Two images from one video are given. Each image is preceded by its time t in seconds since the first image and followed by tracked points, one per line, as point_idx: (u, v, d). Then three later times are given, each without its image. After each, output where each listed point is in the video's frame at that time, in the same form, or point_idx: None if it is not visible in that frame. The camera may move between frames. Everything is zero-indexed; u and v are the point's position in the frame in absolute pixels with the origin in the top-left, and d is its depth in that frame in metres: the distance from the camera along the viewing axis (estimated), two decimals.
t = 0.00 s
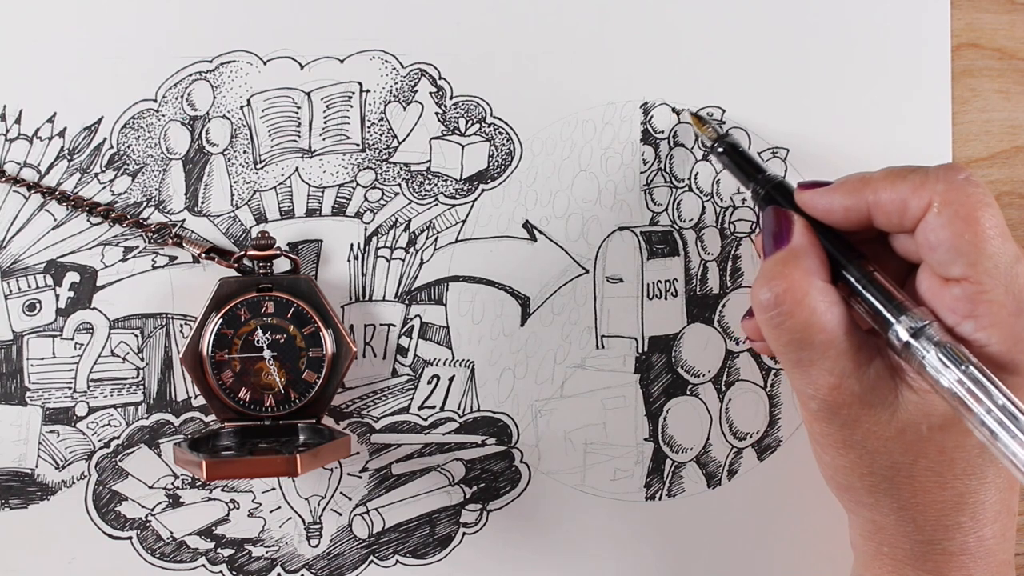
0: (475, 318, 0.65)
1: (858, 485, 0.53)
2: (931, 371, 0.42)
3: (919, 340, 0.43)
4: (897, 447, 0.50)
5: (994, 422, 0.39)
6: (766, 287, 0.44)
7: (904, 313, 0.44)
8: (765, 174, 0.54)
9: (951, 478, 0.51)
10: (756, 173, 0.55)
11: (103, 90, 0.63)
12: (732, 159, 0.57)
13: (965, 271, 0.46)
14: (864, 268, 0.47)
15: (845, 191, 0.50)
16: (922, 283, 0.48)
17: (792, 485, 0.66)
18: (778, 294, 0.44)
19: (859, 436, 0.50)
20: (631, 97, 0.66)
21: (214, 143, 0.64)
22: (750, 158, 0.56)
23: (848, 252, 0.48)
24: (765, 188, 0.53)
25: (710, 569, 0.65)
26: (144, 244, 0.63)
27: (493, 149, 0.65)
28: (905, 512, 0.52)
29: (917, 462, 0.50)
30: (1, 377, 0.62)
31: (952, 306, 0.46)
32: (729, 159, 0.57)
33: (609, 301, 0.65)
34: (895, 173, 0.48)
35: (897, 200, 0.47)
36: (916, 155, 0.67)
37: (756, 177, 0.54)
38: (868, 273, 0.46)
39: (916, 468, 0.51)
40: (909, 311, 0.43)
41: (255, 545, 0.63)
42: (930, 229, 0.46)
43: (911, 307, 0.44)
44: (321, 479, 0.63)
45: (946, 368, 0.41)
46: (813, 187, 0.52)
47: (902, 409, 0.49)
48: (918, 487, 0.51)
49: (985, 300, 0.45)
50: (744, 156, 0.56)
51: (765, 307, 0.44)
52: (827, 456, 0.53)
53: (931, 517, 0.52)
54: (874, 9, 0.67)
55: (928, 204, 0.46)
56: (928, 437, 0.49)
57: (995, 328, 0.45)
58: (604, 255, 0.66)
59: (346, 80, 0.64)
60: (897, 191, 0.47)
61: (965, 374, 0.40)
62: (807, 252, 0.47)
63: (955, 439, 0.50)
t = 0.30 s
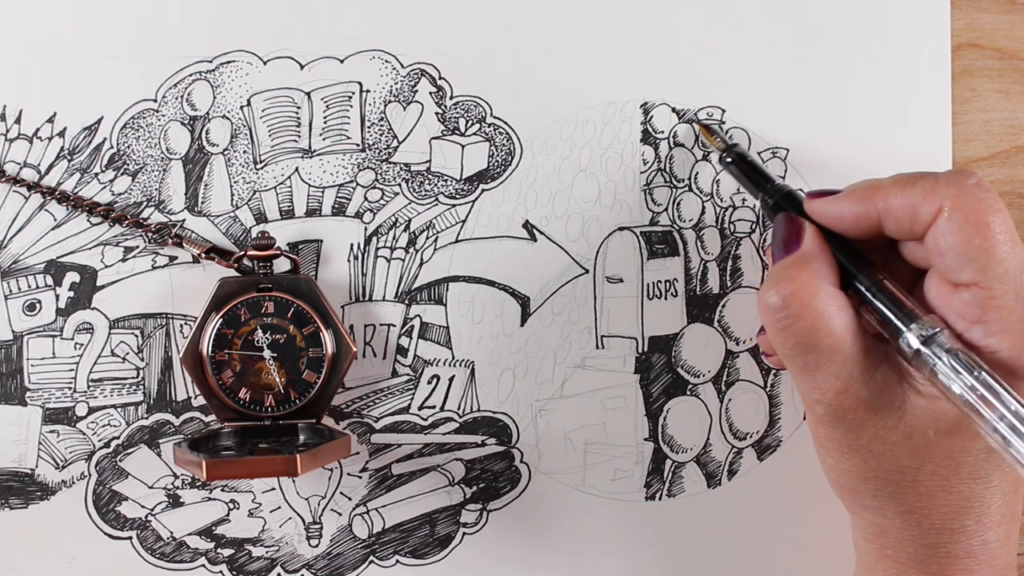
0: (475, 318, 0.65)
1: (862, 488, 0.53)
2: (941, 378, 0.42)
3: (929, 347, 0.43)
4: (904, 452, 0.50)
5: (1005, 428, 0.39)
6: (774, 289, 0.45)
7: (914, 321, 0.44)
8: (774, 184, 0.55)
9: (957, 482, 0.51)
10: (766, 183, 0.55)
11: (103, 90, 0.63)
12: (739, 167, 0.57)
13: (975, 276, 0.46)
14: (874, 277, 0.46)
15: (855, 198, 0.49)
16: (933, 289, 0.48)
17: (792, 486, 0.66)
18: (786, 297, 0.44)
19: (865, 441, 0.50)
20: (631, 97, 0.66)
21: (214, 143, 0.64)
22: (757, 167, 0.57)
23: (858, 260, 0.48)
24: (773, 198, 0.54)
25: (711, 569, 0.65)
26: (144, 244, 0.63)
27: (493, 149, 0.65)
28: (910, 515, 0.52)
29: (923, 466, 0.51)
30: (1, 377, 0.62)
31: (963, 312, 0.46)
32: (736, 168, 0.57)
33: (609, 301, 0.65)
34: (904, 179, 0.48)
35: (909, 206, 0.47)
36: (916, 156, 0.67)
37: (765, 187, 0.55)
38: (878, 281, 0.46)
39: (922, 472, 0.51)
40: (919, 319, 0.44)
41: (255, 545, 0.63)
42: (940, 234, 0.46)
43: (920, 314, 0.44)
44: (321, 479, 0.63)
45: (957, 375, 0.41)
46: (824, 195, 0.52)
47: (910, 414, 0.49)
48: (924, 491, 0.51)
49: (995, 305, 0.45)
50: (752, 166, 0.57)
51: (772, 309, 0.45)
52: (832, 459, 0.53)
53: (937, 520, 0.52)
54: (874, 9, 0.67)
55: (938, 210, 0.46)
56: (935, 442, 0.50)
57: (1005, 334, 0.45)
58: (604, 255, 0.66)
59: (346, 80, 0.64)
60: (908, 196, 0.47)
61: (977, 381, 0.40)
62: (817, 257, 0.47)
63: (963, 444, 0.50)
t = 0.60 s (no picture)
0: (475, 318, 0.65)
1: (892, 506, 0.53)
2: (978, 401, 0.42)
3: (967, 368, 0.43)
4: (936, 470, 0.51)
5: None
6: (815, 300, 0.43)
7: (953, 340, 0.44)
8: (814, 190, 0.54)
9: (987, 504, 0.52)
10: (806, 189, 0.55)
11: (103, 89, 0.63)
12: (779, 171, 0.57)
13: (1016, 298, 0.47)
14: (914, 292, 0.46)
15: (900, 210, 0.49)
16: (975, 306, 0.50)
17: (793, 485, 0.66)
18: (827, 309, 0.43)
19: (898, 459, 0.50)
20: (631, 97, 0.66)
21: (214, 143, 0.64)
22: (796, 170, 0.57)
23: (900, 275, 0.47)
24: (814, 204, 0.53)
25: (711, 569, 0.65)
26: (144, 244, 0.63)
27: (493, 149, 0.65)
28: (939, 534, 0.53)
29: (954, 485, 0.51)
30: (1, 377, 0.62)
31: (1004, 331, 0.48)
32: (777, 172, 0.57)
33: (609, 301, 0.66)
34: (953, 194, 0.48)
35: (956, 223, 0.47)
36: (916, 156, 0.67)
37: (806, 193, 0.54)
38: (917, 297, 0.46)
39: (953, 491, 0.52)
40: (958, 338, 0.44)
41: (255, 545, 0.63)
42: (984, 253, 0.47)
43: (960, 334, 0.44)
44: (321, 479, 0.63)
45: (996, 398, 0.41)
46: (865, 205, 0.51)
47: (944, 434, 0.49)
48: (944, 501, 0.52)
49: None
50: (792, 169, 0.56)
51: (812, 321, 0.43)
52: (862, 474, 0.53)
53: (965, 540, 0.53)
54: (874, 9, 0.67)
55: (985, 228, 0.46)
56: (969, 462, 0.51)
57: None
58: (604, 255, 0.66)
59: (346, 80, 0.64)
60: (956, 212, 0.47)
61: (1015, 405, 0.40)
62: (858, 269, 0.46)
63: (993, 466, 0.51)
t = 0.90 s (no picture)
0: (475, 318, 0.65)
1: (885, 504, 0.53)
2: (966, 398, 0.42)
3: (955, 366, 0.42)
4: (927, 468, 0.51)
5: None
6: (801, 303, 0.45)
7: (939, 339, 0.44)
8: (800, 198, 0.55)
9: (978, 501, 0.52)
10: (791, 198, 0.56)
11: (103, 89, 0.63)
12: (767, 178, 0.58)
13: (1000, 294, 0.46)
14: (900, 292, 0.46)
15: (884, 214, 0.50)
16: (959, 305, 0.49)
17: (792, 485, 0.66)
18: (814, 310, 0.44)
19: (889, 457, 0.50)
20: (631, 97, 0.66)
21: (214, 143, 0.64)
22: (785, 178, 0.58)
23: (885, 276, 0.48)
24: (801, 211, 0.54)
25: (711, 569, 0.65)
26: (144, 244, 0.63)
27: (493, 149, 0.65)
28: (931, 533, 0.53)
29: (945, 483, 0.51)
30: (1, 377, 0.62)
31: (988, 329, 0.47)
32: (764, 180, 0.58)
33: (609, 301, 0.66)
34: (934, 195, 0.48)
35: (938, 223, 0.48)
36: (916, 156, 0.67)
37: (792, 202, 0.55)
38: (903, 297, 0.46)
39: (944, 488, 0.51)
40: (945, 337, 0.44)
41: (255, 545, 0.63)
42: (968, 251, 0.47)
43: (946, 332, 0.44)
44: (321, 479, 0.63)
45: (982, 394, 0.41)
46: (851, 210, 0.52)
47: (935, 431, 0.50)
48: (939, 500, 0.52)
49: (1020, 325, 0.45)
50: (780, 179, 0.58)
51: (800, 322, 0.45)
52: (854, 473, 0.53)
53: (956, 537, 0.53)
54: (875, 10, 0.67)
55: (967, 227, 0.47)
56: (961, 460, 0.50)
57: None
58: (604, 255, 0.66)
59: (346, 80, 0.64)
60: (937, 213, 0.48)
61: (1003, 401, 0.40)
62: (845, 272, 0.47)
63: (986, 463, 0.51)
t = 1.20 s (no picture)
0: (475, 318, 0.65)
1: (902, 520, 0.53)
2: (989, 416, 0.42)
3: (977, 383, 0.43)
4: (947, 485, 0.51)
5: None
6: (826, 316, 0.45)
7: (963, 355, 0.44)
8: (830, 207, 0.56)
9: (995, 519, 0.52)
10: (822, 207, 0.56)
11: (104, 89, 0.63)
12: (797, 187, 0.59)
13: None
14: (926, 307, 0.47)
15: (915, 228, 0.50)
16: (985, 322, 0.51)
17: (791, 485, 0.66)
18: (839, 323, 0.44)
19: (909, 473, 0.50)
20: (631, 97, 0.66)
21: (214, 143, 0.64)
22: (815, 189, 0.58)
23: (912, 290, 0.48)
24: (830, 219, 0.55)
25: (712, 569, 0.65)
26: (144, 244, 0.63)
27: (493, 149, 0.65)
28: (947, 550, 0.53)
29: (961, 499, 0.51)
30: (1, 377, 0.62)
31: (1013, 347, 0.49)
32: (795, 189, 0.59)
33: (609, 302, 0.66)
34: (966, 212, 0.49)
35: (967, 241, 0.48)
36: (916, 157, 0.67)
37: (822, 210, 0.56)
38: (929, 311, 0.47)
39: (962, 507, 0.52)
40: (969, 353, 0.44)
41: (255, 545, 0.63)
42: (995, 270, 0.48)
43: (970, 349, 0.44)
44: (321, 479, 0.63)
45: (1005, 413, 0.41)
46: (880, 222, 0.52)
47: (955, 449, 0.49)
48: (947, 505, 0.51)
49: None
50: (809, 186, 0.58)
51: (824, 335, 0.45)
52: (872, 487, 0.53)
53: (972, 556, 0.53)
54: (875, 10, 0.67)
55: (997, 246, 0.47)
56: (981, 478, 0.51)
57: None
58: (604, 255, 0.66)
59: (346, 80, 0.64)
60: (968, 231, 0.48)
61: None
62: (872, 284, 0.47)
63: (1004, 482, 0.51)
